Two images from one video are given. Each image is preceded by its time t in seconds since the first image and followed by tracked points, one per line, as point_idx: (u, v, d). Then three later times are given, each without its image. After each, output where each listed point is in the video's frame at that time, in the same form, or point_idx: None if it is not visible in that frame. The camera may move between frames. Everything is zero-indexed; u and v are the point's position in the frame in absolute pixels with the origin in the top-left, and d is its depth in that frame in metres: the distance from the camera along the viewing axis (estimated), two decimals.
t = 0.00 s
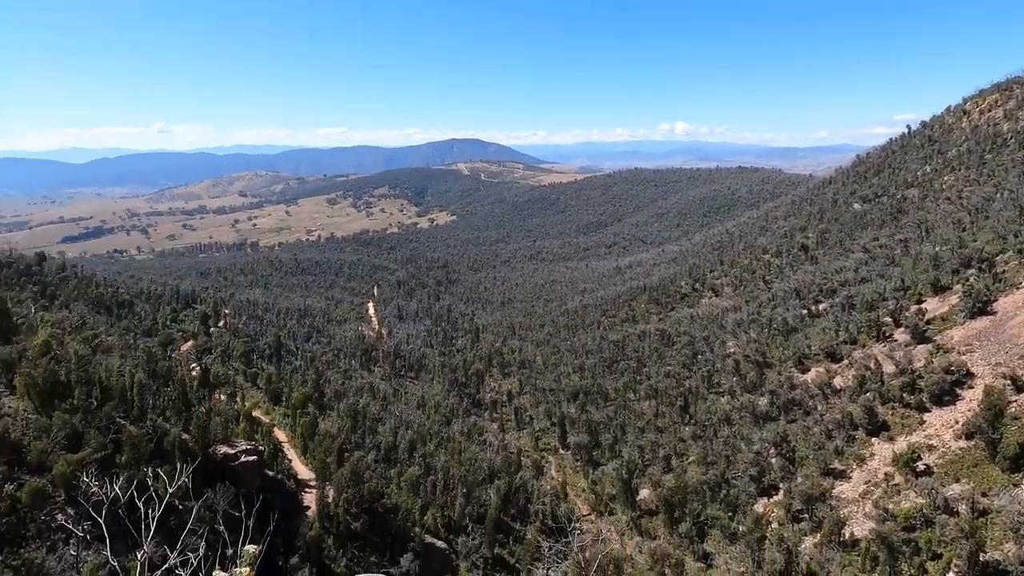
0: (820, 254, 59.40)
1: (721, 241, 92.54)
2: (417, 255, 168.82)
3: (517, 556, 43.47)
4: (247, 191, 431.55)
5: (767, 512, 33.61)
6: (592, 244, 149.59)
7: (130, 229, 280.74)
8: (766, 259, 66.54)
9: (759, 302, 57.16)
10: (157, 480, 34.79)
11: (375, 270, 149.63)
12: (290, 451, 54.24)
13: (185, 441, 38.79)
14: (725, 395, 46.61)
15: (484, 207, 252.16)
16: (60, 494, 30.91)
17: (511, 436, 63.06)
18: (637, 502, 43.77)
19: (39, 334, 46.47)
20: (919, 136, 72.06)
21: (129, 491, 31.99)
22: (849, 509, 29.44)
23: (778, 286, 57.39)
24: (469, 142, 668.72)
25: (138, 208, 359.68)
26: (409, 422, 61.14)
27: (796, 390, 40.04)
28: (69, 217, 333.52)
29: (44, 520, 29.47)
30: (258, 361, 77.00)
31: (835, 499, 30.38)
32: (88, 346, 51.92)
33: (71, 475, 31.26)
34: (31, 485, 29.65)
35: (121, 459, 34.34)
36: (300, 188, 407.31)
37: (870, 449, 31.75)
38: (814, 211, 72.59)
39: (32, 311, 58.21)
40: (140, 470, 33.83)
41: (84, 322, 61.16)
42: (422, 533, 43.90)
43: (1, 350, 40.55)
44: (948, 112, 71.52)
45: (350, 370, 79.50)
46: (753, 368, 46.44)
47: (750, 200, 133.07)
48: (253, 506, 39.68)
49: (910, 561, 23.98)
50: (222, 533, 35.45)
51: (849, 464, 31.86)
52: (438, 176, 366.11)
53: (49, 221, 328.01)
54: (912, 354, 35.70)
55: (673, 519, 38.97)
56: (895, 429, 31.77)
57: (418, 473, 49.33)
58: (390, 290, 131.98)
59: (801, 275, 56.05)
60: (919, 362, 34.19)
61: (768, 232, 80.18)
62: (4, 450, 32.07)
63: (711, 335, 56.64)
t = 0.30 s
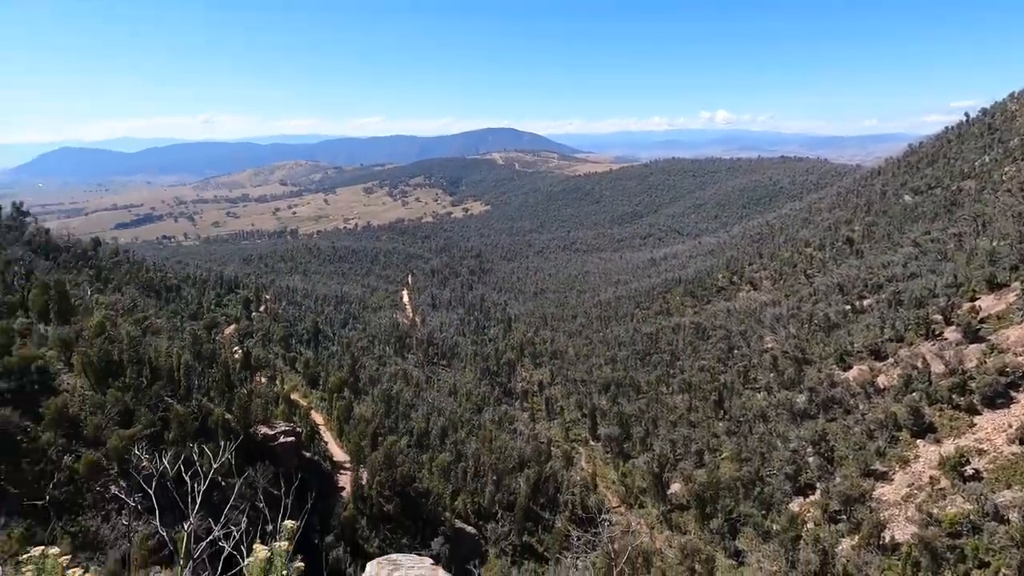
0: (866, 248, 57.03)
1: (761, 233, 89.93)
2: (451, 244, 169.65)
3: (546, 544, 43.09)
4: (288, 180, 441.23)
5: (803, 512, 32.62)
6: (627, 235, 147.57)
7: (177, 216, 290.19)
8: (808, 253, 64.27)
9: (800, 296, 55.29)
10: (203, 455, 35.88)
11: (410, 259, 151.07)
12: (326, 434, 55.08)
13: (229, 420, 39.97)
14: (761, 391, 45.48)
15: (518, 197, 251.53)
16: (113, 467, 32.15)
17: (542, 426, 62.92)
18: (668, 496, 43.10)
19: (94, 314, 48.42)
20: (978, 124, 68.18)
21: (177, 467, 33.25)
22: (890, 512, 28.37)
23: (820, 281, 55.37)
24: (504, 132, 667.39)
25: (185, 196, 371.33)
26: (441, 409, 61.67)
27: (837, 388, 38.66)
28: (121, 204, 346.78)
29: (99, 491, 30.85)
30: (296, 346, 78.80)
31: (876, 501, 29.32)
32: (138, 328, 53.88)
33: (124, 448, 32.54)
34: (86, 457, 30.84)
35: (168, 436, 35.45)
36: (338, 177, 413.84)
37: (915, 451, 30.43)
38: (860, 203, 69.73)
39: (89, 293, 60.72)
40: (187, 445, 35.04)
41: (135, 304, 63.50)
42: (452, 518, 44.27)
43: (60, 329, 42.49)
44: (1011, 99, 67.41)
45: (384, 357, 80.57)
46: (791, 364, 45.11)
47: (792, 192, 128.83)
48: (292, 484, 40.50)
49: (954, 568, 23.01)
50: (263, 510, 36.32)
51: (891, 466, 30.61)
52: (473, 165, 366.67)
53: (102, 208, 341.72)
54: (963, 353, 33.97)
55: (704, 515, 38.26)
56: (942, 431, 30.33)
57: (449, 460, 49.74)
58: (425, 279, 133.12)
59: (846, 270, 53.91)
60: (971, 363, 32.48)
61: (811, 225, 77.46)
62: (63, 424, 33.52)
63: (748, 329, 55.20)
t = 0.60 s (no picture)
0: (906, 243, 54.85)
1: (796, 227, 87.50)
2: (479, 236, 169.69)
3: (569, 536, 43.33)
4: (319, 171, 447.57)
5: (833, 513, 31.68)
6: (656, 228, 145.41)
7: (214, 206, 297.06)
8: (846, 247, 62.09)
9: (835, 293, 53.52)
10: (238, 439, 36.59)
11: (437, 250, 151.69)
12: (354, 420, 55.64)
13: (261, 406, 40.70)
14: (792, 389, 44.49)
15: (547, 188, 250.22)
16: (153, 446, 32.73)
17: (567, 419, 62.65)
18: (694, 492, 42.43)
19: (135, 300, 49.83)
20: None
21: (213, 449, 34.04)
22: (925, 517, 27.37)
23: (857, 277, 53.47)
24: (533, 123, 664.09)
25: (221, 186, 380.11)
26: (467, 399, 61.85)
27: (872, 387, 37.41)
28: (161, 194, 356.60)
29: (139, 469, 31.52)
30: (326, 334, 79.96)
31: (911, 505, 28.23)
32: (177, 314, 55.27)
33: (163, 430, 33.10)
34: (126, 437, 31.53)
35: (206, 419, 36.32)
36: (368, 169, 417.57)
37: (953, 454, 29.24)
38: (902, 197, 67.13)
39: (131, 280, 62.58)
40: (222, 429, 35.80)
41: (174, 291, 65.14)
42: (477, 507, 44.45)
43: (104, 314, 43.83)
44: None
45: (411, 346, 81.13)
46: (824, 362, 43.82)
47: (829, 184, 125.00)
48: (321, 470, 40.97)
49: None
50: (293, 493, 36.79)
51: (928, 468, 29.41)
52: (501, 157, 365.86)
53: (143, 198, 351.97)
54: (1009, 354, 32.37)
55: (730, 513, 37.60)
56: (983, 434, 29.06)
57: (474, 449, 49.84)
58: (452, 269, 133.63)
59: (885, 266, 51.94)
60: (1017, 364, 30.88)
61: (848, 219, 74.93)
62: (107, 405, 34.40)
63: (779, 326, 53.81)
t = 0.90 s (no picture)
0: (941, 240, 53.06)
1: (825, 222, 85.43)
2: (501, 228, 169.32)
3: (587, 529, 42.50)
4: (344, 163, 451.73)
5: (857, 513, 31.00)
6: (680, 221, 143.45)
7: (241, 197, 301.53)
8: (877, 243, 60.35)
9: (864, 290, 52.14)
10: (263, 426, 37.12)
11: (459, 242, 152.01)
12: (376, 410, 56.05)
13: (286, 394, 41.04)
14: (818, 387, 43.56)
15: (569, 181, 248.71)
16: (182, 431, 33.16)
17: (586, 412, 62.31)
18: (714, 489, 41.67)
19: (167, 288, 50.77)
20: None
21: (240, 434, 34.64)
22: (955, 521, 26.83)
23: (888, 273, 51.96)
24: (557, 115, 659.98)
25: (248, 177, 386.38)
26: (487, 391, 61.95)
27: (902, 387, 36.54)
28: (190, 185, 363.15)
29: (170, 452, 32.23)
30: (349, 324, 80.73)
31: (939, 507, 27.65)
32: (205, 302, 56.28)
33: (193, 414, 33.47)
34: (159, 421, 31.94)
35: (232, 405, 36.58)
36: (391, 161, 419.72)
37: (986, 457, 28.83)
38: (937, 192, 65.03)
39: (162, 268, 63.91)
40: (248, 415, 36.26)
41: (203, 280, 66.32)
42: (496, 498, 44.45)
43: (136, 301, 44.82)
44: None
45: (432, 337, 81.31)
46: (852, 361, 42.77)
47: (860, 178, 121.77)
48: (344, 457, 41.47)
49: None
50: (316, 480, 37.28)
51: (959, 472, 29.01)
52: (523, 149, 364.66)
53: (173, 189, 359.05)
54: None
55: (751, 511, 35.85)
56: (1019, 438, 28.69)
57: (494, 441, 49.89)
58: (474, 261, 133.76)
59: (918, 262, 50.39)
60: None
61: (879, 214, 72.86)
62: (140, 389, 35.19)
63: (806, 322, 52.71)
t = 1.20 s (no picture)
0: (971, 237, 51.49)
1: (849, 218, 83.62)
2: (519, 223, 168.80)
3: (602, 525, 42.27)
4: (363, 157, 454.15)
5: (877, 515, 30.20)
6: (700, 217, 141.53)
7: (262, 191, 305.00)
8: (904, 240, 58.85)
9: (889, 288, 50.91)
10: (282, 416, 37.34)
11: (477, 237, 151.87)
12: (392, 402, 56.25)
13: (304, 384, 41.07)
14: (839, 386, 42.67)
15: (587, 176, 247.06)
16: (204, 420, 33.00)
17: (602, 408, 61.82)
18: (730, 488, 40.82)
19: (190, 280, 51.39)
20: None
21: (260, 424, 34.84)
22: (980, 525, 26.08)
23: (914, 272, 50.66)
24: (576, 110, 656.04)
25: (269, 171, 390.71)
26: (502, 386, 61.78)
27: (926, 388, 35.79)
28: (213, 178, 368.17)
29: (193, 440, 32.06)
30: (367, 317, 81.05)
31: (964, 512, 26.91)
32: (227, 293, 56.86)
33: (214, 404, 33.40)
34: (182, 409, 32.10)
35: (252, 395, 36.80)
36: (410, 155, 420.71)
37: (1013, 461, 28.59)
38: (967, 188, 63.24)
39: (186, 260, 64.68)
40: (268, 405, 36.43)
41: (225, 272, 67.01)
42: (511, 492, 44.20)
43: (160, 292, 45.37)
44: None
45: (449, 331, 81.24)
46: (875, 360, 41.84)
47: (886, 174, 119.00)
48: (360, 449, 41.69)
49: None
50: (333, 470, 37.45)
51: (985, 475, 28.59)
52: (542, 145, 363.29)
53: (196, 183, 364.46)
54: None
55: (767, 511, 34.92)
56: None
57: (509, 435, 49.72)
58: (491, 256, 133.55)
59: (945, 260, 49.06)
60: None
61: (906, 211, 71.06)
62: (164, 378, 35.53)
63: (828, 320, 51.69)
